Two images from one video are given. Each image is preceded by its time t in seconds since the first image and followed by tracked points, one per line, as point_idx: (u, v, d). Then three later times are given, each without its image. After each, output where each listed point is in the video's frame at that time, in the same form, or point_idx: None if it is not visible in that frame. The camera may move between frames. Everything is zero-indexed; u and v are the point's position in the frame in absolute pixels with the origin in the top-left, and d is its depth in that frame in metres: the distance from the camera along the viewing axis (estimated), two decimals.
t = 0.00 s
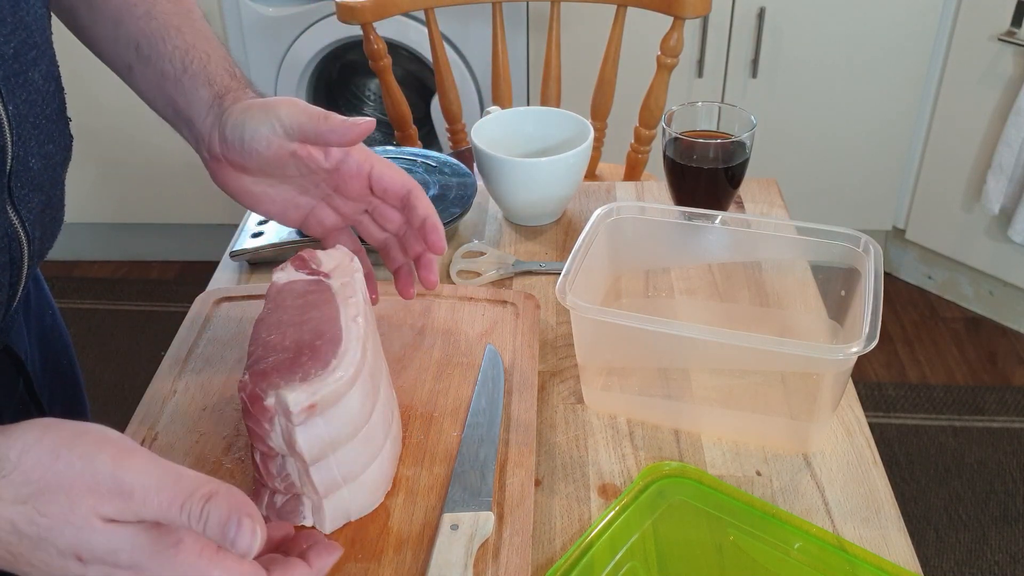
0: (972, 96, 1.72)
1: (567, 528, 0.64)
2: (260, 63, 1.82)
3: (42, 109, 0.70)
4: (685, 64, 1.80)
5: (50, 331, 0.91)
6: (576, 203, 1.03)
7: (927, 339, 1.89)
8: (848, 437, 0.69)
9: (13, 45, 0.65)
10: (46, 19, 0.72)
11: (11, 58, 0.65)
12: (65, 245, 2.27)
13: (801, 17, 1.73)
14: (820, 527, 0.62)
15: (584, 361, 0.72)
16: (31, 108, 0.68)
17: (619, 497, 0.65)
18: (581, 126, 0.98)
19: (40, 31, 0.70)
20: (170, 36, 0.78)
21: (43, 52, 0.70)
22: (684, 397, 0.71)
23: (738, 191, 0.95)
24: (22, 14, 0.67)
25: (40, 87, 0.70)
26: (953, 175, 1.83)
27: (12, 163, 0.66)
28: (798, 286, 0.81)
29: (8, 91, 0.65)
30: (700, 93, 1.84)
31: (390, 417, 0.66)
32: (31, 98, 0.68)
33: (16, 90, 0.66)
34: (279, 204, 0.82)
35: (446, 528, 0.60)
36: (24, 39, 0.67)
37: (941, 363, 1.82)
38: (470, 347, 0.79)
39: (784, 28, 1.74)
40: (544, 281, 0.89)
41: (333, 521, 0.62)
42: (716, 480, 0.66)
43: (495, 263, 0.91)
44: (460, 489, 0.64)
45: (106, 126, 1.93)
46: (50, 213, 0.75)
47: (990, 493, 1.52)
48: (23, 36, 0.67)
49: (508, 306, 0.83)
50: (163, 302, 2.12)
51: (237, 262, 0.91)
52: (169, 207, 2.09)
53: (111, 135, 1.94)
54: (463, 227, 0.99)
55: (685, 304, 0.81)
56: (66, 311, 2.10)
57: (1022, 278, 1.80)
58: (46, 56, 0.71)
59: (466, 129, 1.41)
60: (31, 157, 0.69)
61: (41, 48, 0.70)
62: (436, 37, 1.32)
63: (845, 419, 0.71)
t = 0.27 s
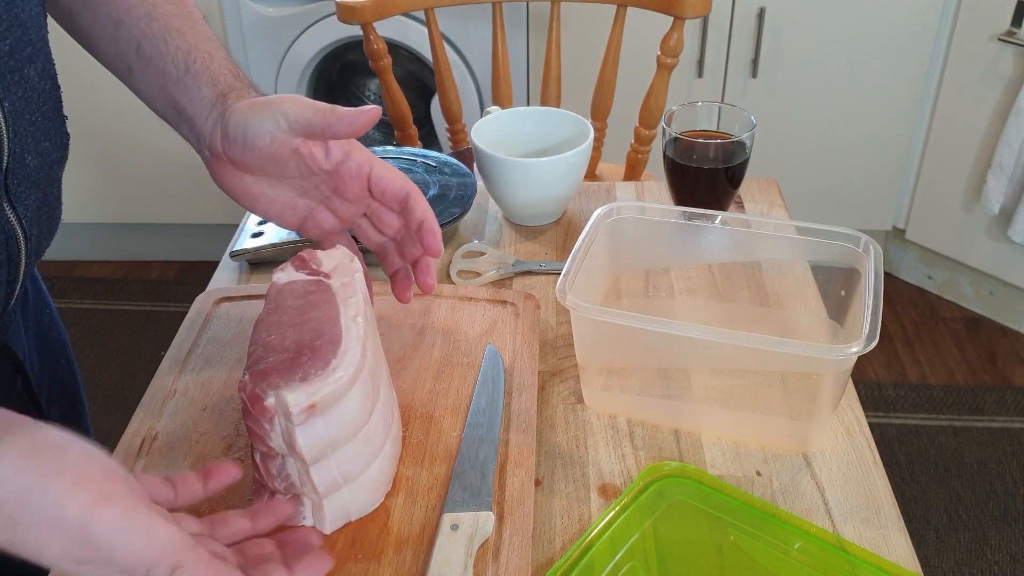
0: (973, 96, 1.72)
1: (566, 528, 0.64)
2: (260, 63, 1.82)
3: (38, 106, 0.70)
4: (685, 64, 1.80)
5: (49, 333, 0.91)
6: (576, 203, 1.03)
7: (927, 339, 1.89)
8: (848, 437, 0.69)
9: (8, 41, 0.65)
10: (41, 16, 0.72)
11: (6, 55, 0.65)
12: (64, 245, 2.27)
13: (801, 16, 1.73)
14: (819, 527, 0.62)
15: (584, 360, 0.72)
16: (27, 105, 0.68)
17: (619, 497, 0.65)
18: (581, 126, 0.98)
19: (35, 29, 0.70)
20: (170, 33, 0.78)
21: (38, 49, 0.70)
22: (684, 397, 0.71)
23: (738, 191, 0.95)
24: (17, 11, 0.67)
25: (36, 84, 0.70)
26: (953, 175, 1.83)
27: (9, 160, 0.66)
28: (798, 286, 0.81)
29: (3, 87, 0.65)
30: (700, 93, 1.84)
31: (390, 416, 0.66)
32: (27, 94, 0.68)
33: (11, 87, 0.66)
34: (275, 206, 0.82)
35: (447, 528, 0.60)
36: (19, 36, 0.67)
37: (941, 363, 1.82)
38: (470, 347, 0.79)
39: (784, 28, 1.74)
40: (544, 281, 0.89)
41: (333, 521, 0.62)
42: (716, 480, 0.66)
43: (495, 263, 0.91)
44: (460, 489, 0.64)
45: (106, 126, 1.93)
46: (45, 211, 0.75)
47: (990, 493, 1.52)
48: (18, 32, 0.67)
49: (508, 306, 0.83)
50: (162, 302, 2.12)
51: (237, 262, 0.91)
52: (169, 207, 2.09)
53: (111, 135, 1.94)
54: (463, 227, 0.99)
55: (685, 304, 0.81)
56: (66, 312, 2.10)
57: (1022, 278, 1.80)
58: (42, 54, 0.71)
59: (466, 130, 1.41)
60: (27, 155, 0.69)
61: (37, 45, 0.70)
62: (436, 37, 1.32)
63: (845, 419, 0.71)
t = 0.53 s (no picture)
0: (973, 96, 1.72)
1: (567, 528, 0.64)
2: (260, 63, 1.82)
3: (33, 94, 0.69)
4: (686, 64, 1.80)
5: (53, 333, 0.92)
6: (576, 203, 1.03)
7: (927, 339, 1.89)
8: (848, 437, 0.69)
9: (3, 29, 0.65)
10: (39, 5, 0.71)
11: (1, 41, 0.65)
12: (64, 245, 2.27)
13: (801, 16, 1.73)
14: (819, 527, 0.62)
15: (584, 360, 0.72)
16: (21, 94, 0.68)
17: (619, 497, 0.65)
18: (581, 125, 0.98)
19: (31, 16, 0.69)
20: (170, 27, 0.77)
21: (33, 37, 0.69)
22: (684, 397, 0.71)
23: (738, 191, 0.95)
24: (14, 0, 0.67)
25: (30, 72, 0.69)
26: (954, 175, 1.83)
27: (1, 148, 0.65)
28: (798, 286, 0.81)
29: None
30: (700, 93, 1.84)
31: (390, 415, 0.66)
32: (21, 83, 0.68)
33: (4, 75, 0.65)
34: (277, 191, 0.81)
35: (447, 528, 0.60)
36: (15, 24, 0.66)
37: (941, 363, 1.82)
38: (470, 347, 0.79)
39: (784, 28, 1.74)
40: (544, 281, 0.89)
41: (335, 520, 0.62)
42: (716, 480, 0.66)
43: (495, 263, 0.91)
44: (460, 489, 0.64)
45: (106, 125, 1.93)
46: (44, 202, 0.75)
47: (990, 493, 1.52)
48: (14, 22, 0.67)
49: (508, 306, 0.83)
50: (162, 302, 2.12)
51: (237, 262, 0.91)
52: (168, 207, 2.09)
53: (111, 134, 1.94)
54: (463, 227, 0.99)
55: (685, 304, 0.82)
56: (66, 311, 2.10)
57: (1022, 278, 1.80)
58: (37, 42, 0.70)
59: (466, 130, 1.41)
60: (22, 143, 0.69)
61: (33, 33, 0.69)
62: (436, 37, 1.32)
63: (845, 420, 0.71)
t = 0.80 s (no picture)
0: (973, 95, 1.72)
1: (567, 528, 0.64)
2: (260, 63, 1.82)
3: (23, 90, 0.70)
4: (685, 64, 1.80)
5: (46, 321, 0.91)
6: (576, 203, 1.03)
7: (927, 339, 1.89)
8: (848, 437, 0.69)
9: None
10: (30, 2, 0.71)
11: None
12: (65, 245, 2.27)
13: (801, 16, 1.73)
14: (819, 527, 0.62)
15: (583, 360, 0.72)
16: (11, 90, 0.69)
17: (619, 497, 0.65)
18: (581, 125, 0.98)
19: (21, 12, 0.69)
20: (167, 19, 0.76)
21: (23, 33, 0.70)
22: (684, 397, 0.71)
23: (738, 191, 0.95)
24: None
25: (20, 68, 0.70)
26: (954, 175, 1.83)
27: None
28: (798, 286, 0.81)
29: None
30: (700, 93, 1.84)
31: (390, 413, 0.66)
32: (11, 79, 0.68)
33: None
34: (249, 206, 0.80)
35: (447, 528, 0.60)
36: (4, 20, 0.67)
37: (941, 363, 1.82)
38: (470, 347, 0.79)
39: (784, 28, 1.74)
40: (544, 281, 0.89)
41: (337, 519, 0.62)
42: (716, 480, 0.66)
43: (495, 263, 0.91)
44: (460, 489, 0.64)
45: (106, 125, 1.93)
46: (37, 199, 0.76)
47: (990, 493, 1.52)
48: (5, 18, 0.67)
49: (508, 306, 0.83)
50: (162, 302, 2.12)
51: (237, 262, 0.91)
52: (168, 206, 2.09)
53: (110, 134, 1.94)
54: (463, 227, 0.99)
55: (685, 304, 0.82)
56: (66, 311, 2.10)
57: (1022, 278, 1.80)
58: (27, 38, 0.70)
59: (466, 130, 1.41)
60: (12, 139, 0.69)
61: (23, 30, 0.70)
62: (436, 37, 1.32)
63: (845, 419, 0.71)
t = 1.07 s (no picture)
0: (972, 95, 1.72)
1: (567, 528, 0.64)
2: (260, 63, 1.82)
3: (21, 90, 0.70)
4: (685, 64, 1.80)
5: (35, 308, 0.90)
6: (576, 203, 1.03)
7: (927, 339, 1.89)
8: (848, 437, 0.69)
9: None
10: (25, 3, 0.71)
11: None
12: (65, 245, 2.27)
13: (801, 17, 1.73)
14: (819, 527, 0.62)
15: (583, 360, 0.72)
16: (10, 90, 0.69)
17: (619, 497, 0.65)
18: (581, 125, 0.98)
19: (17, 12, 0.69)
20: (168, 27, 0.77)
21: (21, 34, 0.70)
22: (684, 397, 0.71)
23: (738, 191, 0.95)
24: None
25: (18, 68, 0.70)
26: (954, 175, 1.83)
27: None
28: (798, 286, 0.81)
29: None
30: (700, 93, 1.84)
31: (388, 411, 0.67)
32: (10, 79, 0.69)
33: None
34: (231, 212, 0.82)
35: (447, 528, 0.60)
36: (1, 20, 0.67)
37: (941, 363, 1.82)
38: (470, 347, 0.79)
39: (784, 28, 1.74)
40: (544, 281, 0.89)
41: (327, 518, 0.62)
42: (716, 480, 0.66)
43: (495, 263, 0.91)
44: (460, 489, 0.64)
45: (105, 125, 1.93)
46: (33, 198, 0.76)
47: (990, 493, 1.52)
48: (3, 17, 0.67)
49: (508, 306, 0.83)
50: (162, 302, 2.12)
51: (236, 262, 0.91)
52: (168, 206, 2.09)
53: (110, 134, 1.94)
54: (463, 227, 0.99)
55: (685, 304, 0.82)
56: (66, 311, 2.10)
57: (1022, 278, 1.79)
58: (24, 38, 0.70)
59: (466, 130, 1.41)
60: (11, 139, 0.70)
61: (20, 29, 0.70)
62: (436, 37, 1.32)
63: (845, 419, 0.71)
